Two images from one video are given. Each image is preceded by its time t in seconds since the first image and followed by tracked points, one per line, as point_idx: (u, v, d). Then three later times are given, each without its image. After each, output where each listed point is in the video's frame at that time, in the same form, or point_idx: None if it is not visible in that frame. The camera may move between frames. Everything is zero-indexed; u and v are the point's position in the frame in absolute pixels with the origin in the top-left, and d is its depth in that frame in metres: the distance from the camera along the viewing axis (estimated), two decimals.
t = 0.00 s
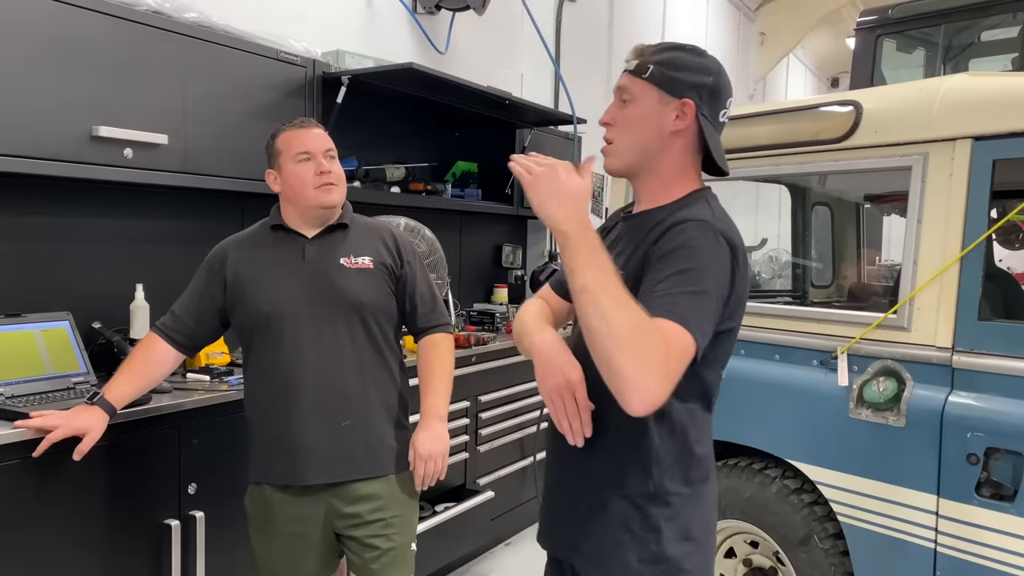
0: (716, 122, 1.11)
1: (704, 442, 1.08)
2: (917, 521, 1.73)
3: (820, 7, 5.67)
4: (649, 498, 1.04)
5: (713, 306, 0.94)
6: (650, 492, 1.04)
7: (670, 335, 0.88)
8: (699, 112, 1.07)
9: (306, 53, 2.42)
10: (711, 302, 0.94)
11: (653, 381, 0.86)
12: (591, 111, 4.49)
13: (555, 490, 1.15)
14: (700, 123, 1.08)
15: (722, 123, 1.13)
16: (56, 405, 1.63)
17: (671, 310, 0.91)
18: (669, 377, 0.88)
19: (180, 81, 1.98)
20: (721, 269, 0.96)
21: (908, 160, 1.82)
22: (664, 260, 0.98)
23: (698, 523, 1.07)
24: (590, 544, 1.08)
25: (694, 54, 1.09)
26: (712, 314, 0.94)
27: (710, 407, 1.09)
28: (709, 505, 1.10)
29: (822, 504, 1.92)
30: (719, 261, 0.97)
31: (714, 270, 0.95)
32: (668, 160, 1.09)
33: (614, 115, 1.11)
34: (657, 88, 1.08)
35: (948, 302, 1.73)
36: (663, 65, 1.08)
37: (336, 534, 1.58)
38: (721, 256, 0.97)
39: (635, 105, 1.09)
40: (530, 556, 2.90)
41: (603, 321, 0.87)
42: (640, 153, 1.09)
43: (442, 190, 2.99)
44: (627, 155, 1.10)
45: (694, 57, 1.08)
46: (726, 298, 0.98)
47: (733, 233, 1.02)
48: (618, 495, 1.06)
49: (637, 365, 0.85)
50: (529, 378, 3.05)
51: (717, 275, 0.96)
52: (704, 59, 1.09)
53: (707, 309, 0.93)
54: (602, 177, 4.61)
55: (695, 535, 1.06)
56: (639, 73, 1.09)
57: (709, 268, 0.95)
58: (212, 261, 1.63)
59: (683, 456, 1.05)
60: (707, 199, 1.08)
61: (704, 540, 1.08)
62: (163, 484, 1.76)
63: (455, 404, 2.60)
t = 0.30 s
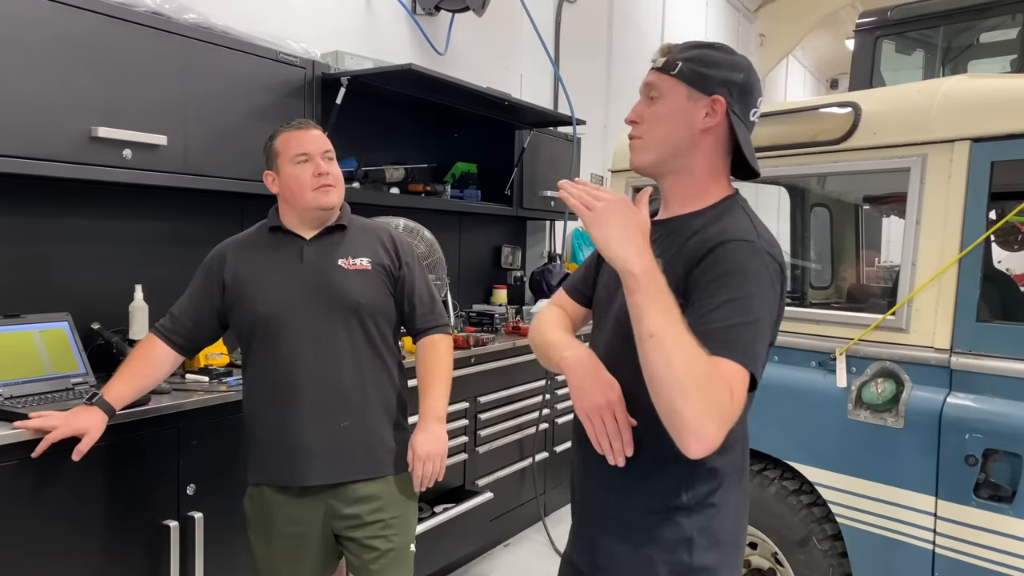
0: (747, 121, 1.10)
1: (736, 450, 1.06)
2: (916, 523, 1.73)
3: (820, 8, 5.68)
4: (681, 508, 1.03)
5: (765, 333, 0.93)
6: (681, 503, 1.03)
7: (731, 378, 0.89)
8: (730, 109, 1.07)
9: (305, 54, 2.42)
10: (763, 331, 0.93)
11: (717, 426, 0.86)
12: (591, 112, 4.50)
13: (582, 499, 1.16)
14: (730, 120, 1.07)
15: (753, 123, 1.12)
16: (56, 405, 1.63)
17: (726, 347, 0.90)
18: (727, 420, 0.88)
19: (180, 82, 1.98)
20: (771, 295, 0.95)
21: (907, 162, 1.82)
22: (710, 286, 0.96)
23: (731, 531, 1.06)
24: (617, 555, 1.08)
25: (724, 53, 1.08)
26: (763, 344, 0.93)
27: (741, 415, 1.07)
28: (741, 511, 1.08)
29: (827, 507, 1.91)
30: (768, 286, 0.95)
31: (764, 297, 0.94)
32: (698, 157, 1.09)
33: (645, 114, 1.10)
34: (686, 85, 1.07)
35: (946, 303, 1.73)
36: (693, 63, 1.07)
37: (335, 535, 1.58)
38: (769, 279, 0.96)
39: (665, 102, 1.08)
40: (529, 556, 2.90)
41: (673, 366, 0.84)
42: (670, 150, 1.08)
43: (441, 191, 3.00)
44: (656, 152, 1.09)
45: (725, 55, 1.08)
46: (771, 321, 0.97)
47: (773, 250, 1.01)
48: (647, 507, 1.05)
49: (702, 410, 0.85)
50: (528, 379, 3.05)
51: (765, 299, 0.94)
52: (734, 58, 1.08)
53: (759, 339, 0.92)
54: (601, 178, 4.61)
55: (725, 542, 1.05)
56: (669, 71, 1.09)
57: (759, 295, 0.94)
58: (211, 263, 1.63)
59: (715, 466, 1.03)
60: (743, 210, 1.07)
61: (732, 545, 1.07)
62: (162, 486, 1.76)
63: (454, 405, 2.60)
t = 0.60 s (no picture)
0: (757, 125, 1.09)
1: (741, 453, 1.06)
2: (914, 524, 1.73)
3: (820, 8, 5.69)
4: (688, 509, 1.02)
5: (760, 322, 0.93)
6: (686, 504, 1.02)
7: (716, 359, 0.88)
8: (738, 111, 1.06)
9: (304, 54, 2.42)
10: (758, 318, 0.92)
11: (701, 407, 0.86)
12: (590, 113, 4.50)
13: (584, 500, 1.15)
14: (737, 123, 1.06)
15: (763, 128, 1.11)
16: (53, 406, 1.63)
17: (715, 329, 0.90)
18: (712, 401, 0.87)
19: (179, 82, 1.98)
20: (769, 285, 0.95)
21: (906, 163, 1.82)
22: (705, 273, 0.97)
23: (734, 532, 1.06)
24: (620, 557, 1.08)
25: (737, 55, 1.08)
26: (757, 333, 0.92)
27: (747, 417, 1.06)
28: (743, 512, 1.08)
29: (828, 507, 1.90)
30: (765, 276, 0.95)
31: (761, 284, 0.94)
32: (705, 157, 1.08)
33: (654, 113, 1.11)
34: (696, 86, 1.07)
35: (944, 305, 1.74)
36: (704, 63, 1.07)
37: (332, 536, 1.58)
38: (767, 270, 0.96)
39: (674, 102, 1.08)
40: (529, 557, 2.90)
41: (656, 342, 0.84)
42: (676, 149, 1.08)
43: (440, 192, 3.00)
44: (664, 151, 1.10)
45: (737, 57, 1.08)
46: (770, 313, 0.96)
47: (775, 241, 1.01)
48: (652, 508, 1.05)
49: (683, 385, 0.84)
50: (528, 379, 3.05)
51: (762, 289, 0.94)
52: (747, 61, 1.08)
53: (753, 327, 0.92)
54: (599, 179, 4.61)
55: (729, 543, 1.05)
56: (680, 71, 1.09)
57: (754, 281, 0.94)
58: (209, 264, 1.63)
59: (721, 468, 1.03)
60: (749, 205, 1.07)
61: (737, 546, 1.07)
62: (160, 487, 1.75)
63: (453, 405, 2.60)
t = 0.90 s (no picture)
0: (768, 127, 1.08)
1: (751, 458, 1.05)
2: (915, 524, 1.73)
3: (819, 8, 5.70)
4: (695, 512, 1.02)
5: (760, 332, 0.93)
6: (693, 506, 1.02)
7: (703, 374, 0.89)
8: (748, 113, 1.05)
9: (303, 55, 2.42)
10: (758, 328, 0.92)
11: (674, 416, 0.88)
12: (590, 113, 4.50)
13: (590, 500, 1.15)
14: (747, 125, 1.06)
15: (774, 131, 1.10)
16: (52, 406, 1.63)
17: (710, 338, 0.91)
18: (690, 411, 0.88)
19: (179, 82, 1.98)
20: (776, 294, 0.94)
21: (905, 163, 1.82)
22: (710, 279, 0.98)
23: (743, 536, 1.05)
24: (624, 557, 1.07)
25: (751, 57, 1.07)
26: (756, 342, 0.92)
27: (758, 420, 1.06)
28: (752, 517, 1.07)
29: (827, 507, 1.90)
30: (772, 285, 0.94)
31: (764, 292, 0.94)
32: (715, 159, 1.08)
33: (665, 113, 1.11)
34: (707, 87, 1.07)
35: (944, 306, 1.74)
36: (716, 65, 1.07)
37: (330, 536, 1.58)
38: (775, 278, 0.95)
39: (684, 103, 1.08)
40: (528, 558, 2.90)
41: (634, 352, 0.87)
42: (685, 150, 1.08)
43: (440, 192, 3.00)
44: (674, 151, 1.10)
45: (750, 59, 1.07)
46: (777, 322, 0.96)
47: (790, 249, 0.99)
48: (659, 509, 1.04)
49: (659, 397, 0.87)
50: (527, 380, 3.05)
51: (767, 298, 0.94)
52: (761, 63, 1.07)
53: (750, 336, 0.92)
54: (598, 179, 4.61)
55: (738, 548, 1.04)
56: (693, 71, 1.09)
57: (758, 289, 0.93)
58: (214, 259, 1.64)
59: (730, 472, 1.02)
60: (765, 211, 1.06)
61: (746, 552, 1.06)
62: (159, 487, 1.75)
63: (453, 405, 2.60)
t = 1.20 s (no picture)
0: (779, 128, 1.08)
1: (760, 465, 1.05)
2: (915, 525, 1.73)
3: (820, 8, 5.70)
4: (698, 517, 1.01)
5: (769, 328, 0.92)
6: (698, 511, 1.01)
7: (701, 369, 0.89)
8: (758, 113, 1.05)
9: (303, 55, 2.42)
10: (767, 323, 0.92)
11: (675, 415, 0.88)
12: (590, 114, 4.50)
13: (594, 501, 1.15)
14: (757, 125, 1.05)
15: (786, 131, 1.10)
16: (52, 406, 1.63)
17: (715, 334, 0.91)
18: (695, 410, 0.89)
19: (179, 82, 1.98)
20: (783, 291, 0.94)
21: (905, 163, 1.82)
22: (718, 277, 0.98)
23: (749, 544, 1.04)
24: (630, 558, 1.08)
25: (765, 56, 1.07)
26: (763, 338, 0.92)
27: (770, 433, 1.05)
28: (759, 523, 1.06)
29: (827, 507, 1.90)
30: (781, 281, 0.94)
31: (771, 288, 0.93)
32: (724, 159, 1.08)
33: (677, 113, 1.11)
34: (718, 86, 1.07)
35: (944, 306, 1.74)
36: (728, 64, 1.07)
37: (330, 536, 1.58)
38: (784, 274, 0.94)
39: (696, 102, 1.09)
40: (528, 558, 2.90)
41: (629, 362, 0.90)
42: (694, 150, 1.09)
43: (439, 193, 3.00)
44: (683, 150, 1.10)
45: (764, 58, 1.07)
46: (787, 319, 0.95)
47: (802, 247, 0.99)
48: (664, 513, 1.04)
49: (654, 395, 0.88)
50: (527, 380, 3.05)
51: (775, 295, 0.93)
52: (774, 62, 1.07)
53: (757, 333, 0.92)
54: (598, 179, 4.61)
55: (744, 555, 1.03)
56: (704, 71, 1.09)
57: (766, 285, 0.93)
58: (222, 254, 1.64)
59: (735, 479, 1.01)
60: (776, 211, 1.05)
61: (751, 560, 1.05)
62: (160, 488, 1.75)
63: (453, 406, 2.60)
